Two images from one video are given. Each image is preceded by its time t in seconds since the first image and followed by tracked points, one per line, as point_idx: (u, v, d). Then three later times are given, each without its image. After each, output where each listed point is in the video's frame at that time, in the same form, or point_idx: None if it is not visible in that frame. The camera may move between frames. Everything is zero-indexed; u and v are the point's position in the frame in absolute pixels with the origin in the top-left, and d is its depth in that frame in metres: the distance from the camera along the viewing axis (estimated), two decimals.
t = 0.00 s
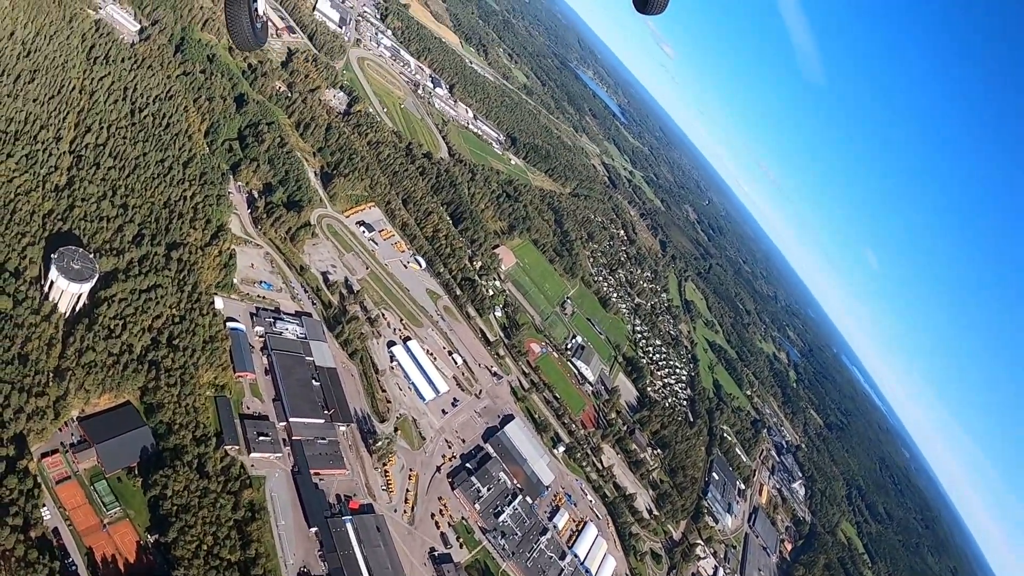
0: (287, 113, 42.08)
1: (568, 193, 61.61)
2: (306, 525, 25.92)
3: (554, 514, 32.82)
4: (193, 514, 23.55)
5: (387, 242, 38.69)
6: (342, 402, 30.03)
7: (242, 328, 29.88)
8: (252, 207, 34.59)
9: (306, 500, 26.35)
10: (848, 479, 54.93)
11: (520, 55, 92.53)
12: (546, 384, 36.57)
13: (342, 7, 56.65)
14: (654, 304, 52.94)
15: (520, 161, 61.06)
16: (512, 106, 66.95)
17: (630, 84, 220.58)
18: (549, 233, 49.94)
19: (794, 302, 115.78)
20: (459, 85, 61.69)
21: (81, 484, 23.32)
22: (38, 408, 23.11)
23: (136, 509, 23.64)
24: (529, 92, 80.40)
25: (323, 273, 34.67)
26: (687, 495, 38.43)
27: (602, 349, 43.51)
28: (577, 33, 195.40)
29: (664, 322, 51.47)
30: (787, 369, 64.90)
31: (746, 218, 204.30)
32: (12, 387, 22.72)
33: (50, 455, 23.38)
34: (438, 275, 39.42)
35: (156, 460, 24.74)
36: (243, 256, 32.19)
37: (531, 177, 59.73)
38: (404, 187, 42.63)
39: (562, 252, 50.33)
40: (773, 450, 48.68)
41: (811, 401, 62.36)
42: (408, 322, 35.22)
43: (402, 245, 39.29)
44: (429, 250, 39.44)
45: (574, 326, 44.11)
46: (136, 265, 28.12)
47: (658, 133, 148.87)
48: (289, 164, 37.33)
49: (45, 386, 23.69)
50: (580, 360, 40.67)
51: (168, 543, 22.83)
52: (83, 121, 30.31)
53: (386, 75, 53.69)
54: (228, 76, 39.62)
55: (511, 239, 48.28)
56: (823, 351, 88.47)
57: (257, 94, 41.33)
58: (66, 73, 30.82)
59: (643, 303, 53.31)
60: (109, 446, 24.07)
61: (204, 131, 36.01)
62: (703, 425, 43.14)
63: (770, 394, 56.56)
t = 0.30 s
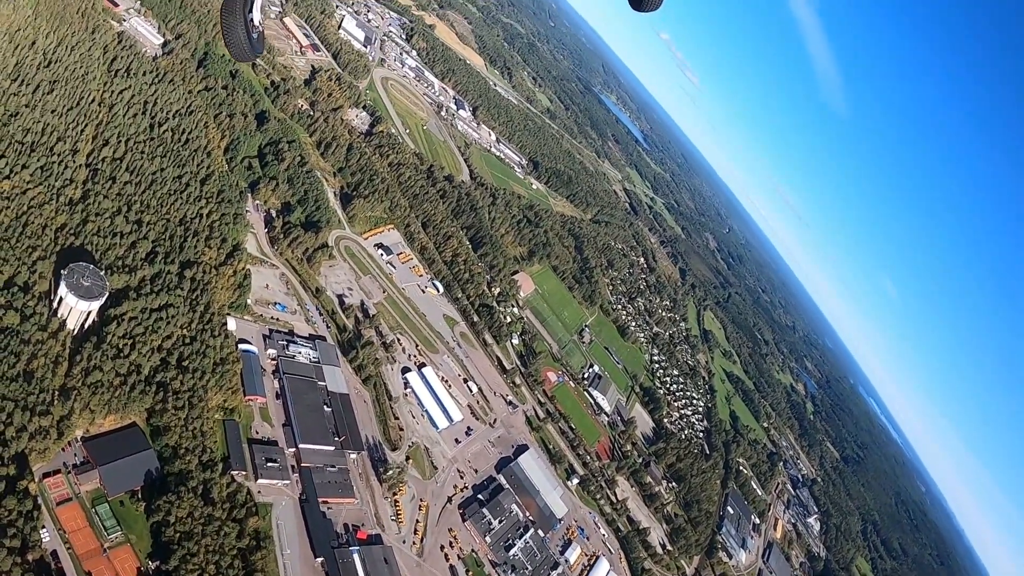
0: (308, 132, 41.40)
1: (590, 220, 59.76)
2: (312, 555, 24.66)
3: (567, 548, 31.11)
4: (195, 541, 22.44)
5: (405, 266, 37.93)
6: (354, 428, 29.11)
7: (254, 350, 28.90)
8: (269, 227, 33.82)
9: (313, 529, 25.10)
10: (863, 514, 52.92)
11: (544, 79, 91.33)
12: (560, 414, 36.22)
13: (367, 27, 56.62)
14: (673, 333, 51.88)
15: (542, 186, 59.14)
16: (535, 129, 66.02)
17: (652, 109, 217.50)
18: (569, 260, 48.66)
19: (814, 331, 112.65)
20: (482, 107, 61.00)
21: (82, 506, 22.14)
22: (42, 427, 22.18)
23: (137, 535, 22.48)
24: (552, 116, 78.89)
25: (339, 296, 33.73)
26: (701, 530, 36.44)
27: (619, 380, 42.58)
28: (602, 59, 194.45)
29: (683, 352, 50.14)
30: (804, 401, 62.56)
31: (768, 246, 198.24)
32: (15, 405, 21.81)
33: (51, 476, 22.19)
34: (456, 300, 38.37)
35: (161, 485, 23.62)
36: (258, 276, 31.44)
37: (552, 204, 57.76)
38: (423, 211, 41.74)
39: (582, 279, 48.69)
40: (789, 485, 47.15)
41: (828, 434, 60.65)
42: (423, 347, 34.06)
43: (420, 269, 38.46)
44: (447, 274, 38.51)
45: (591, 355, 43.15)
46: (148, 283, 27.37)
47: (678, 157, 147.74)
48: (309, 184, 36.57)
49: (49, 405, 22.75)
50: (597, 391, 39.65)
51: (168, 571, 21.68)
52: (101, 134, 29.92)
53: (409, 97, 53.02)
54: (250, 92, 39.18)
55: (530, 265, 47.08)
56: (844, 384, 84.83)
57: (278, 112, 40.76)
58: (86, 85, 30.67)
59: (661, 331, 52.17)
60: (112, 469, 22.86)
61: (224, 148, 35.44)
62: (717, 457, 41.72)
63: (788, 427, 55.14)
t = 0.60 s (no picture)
0: (330, 152, 40.94)
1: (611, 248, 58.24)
2: None
3: None
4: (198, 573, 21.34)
5: (424, 291, 36.98)
6: (367, 457, 27.88)
7: (268, 373, 27.96)
8: (288, 248, 33.24)
9: (320, 561, 23.65)
10: (882, 551, 51.28)
11: (569, 103, 90.07)
12: (577, 445, 35.02)
13: (392, 48, 56.61)
14: (691, 363, 50.42)
15: (564, 213, 57.81)
16: (558, 154, 64.70)
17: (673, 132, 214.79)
18: (590, 288, 47.88)
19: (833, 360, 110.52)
20: (506, 130, 60.26)
21: (85, 531, 21.10)
22: (47, 449, 21.24)
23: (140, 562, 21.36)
24: (575, 140, 77.36)
25: (356, 320, 32.83)
26: (716, 566, 35.14)
27: (637, 411, 41.48)
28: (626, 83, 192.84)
29: (702, 382, 48.91)
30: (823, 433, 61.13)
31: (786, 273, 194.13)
32: (20, 426, 20.96)
33: (54, 498, 21.24)
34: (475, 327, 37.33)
35: (166, 512, 22.59)
36: (274, 298, 30.64)
37: (573, 229, 56.35)
38: (444, 235, 41.14)
39: (602, 307, 47.60)
40: (806, 519, 45.84)
41: (846, 466, 58.97)
42: (440, 375, 32.99)
43: (440, 295, 37.54)
44: (466, 300, 37.54)
45: (611, 385, 41.87)
46: (162, 304, 26.63)
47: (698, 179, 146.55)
48: (329, 206, 35.95)
49: (54, 428, 21.84)
50: (615, 421, 38.37)
51: None
52: (119, 149, 29.61)
53: (433, 118, 52.40)
54: (273, 111, 38.79)
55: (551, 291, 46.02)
56: (863, 418, 82.21)
57: (301, 131, 40.23)
58: (106, 100, 30.64)
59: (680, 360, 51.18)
60: (117, 494, 21.88)
61: (245, 166, 35.03)
62: (735, 491, 40.48)
63: (806, 459, 53.63)
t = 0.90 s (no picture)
0: (354, 175, 40.64)
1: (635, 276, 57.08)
2: None
3: None
4: None
5: (445, 318, 36.19)
6: (382, 489, 26.92)
7: (284, 401, 27.24)
8: (309, 272, 32.72)
9: None
10: None
11: (595, 128, 88.62)
12: (596, 479, 34.03)
13: (419, 70, 56.62)
14: (713, 394, 49.23)
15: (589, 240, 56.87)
16: (585, 181, 63.64)
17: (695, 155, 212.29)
18: (613, 316, 46.82)
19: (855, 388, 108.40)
20: (532, 156, 59.27)
21: (90, 560, 20.26)
22: (54, 474, 20.48)
23: None
24: (601, 165, 76.08)
25: (375, 347, 32.08)
26: None
27: (657, 443, 40.47)
28: (651, 107, 190.91)
29: (723, 414, 47.77)
30: (843, 465, 59.75)
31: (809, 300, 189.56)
32: (27, 450, 20.28)
33: (60, 525, 20.42)
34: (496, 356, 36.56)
35: (174, 543, 21.65)
36: (292, 323, 30.07)
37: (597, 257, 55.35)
38: (467, 262, 40.33)
39: (625, 336, 46.44)
40: (826, 555, 44.63)
41: (867, 500, 57.44)
42: (459, 406, 32.13)
43: (461, 322, 36.77)
44: (488, 329, 36.83)
45: (631, 416, 40.97)
46: (177, 328, 26.05)
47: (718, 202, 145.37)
48: (351, 231, 35.46)
49: (62, 453, 21.05)
50: (634, 455, 37.44)
51: None
52: (140, 168, 29.36)
53: (459, 142, 51.92)
54: (297, 132, 38.78)
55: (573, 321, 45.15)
56: (885, 450, 80.36)
57: (325, 153, 40.23)
58: (129, 118, 30.58)
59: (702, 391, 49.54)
60: (125, 523, 20.94)
61: (267, 189, 34.84)
62: (756, 526, 39.37)
63: (827, 493, 52.24)
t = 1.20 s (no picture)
0: (378, 199, 40.24)
1: (660, 304, 56.02)
2: None
3: None
4: None
5: (467, 347, 35.54)
6: (398, 523, 25.90)
7: (301, 429, 26.44)
8: (330, 298, 32.16)
9: None
10: None
11: (621, 154, 87.69)
12: (617, 514, 33.14)
13: (446, 94, 56.33)
14: (737, 427, 48.09)
15: (614, 268, 55.85)
16: (610, 208, 61.93)
17: (717, 179, 209.93)
18: (637, 346, 45.92)
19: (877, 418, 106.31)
20: (557, 182, 58.52)
21: None
22: (62, 501, 19.70)
23: None
24: (627, 193, 75.01)
25: (395, 376, 31.37)
26: None
27: (679, 476, 39.52)
28: (674, 129, 189.73)
29: (746, 447, 46.66)
30: (865, 499, 58.38)
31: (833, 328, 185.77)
32: (36, 476, 19.63)
33: (67, 553, 19.51)
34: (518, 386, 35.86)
35: None
36: (312, 350, 29.45)
37: (621, 285, 54.38)
38: (491, 289, 39.66)
39: (648, 365, 45.64)
40: None
41: (889, 535, 55.98)
42: (480, 437, 31.33)
43: (484, 351, 36.11)
44: (511, 359, 36.18)
45: (653, 449, 40.09)
46: (193, 354, 25.37)
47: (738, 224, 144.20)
48: (374, 256, 34.99)
49: (71, 480, 20.30)
50: (656, 489, 36.54)
51: None
52: (161, 189, 29.00)
53: (484, 167, 51.47)
54: (321, 154, 38.37)
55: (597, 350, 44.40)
56: (907, 483, 78.59)
57: (349, 177, 39.95)
58: (152, 137, 30.28)
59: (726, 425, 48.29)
60: (134, 554, 20.05)
61: (290, 212, 34.48)
62: (778, 563, 38.25)
63: (849, 528, 50.89)
